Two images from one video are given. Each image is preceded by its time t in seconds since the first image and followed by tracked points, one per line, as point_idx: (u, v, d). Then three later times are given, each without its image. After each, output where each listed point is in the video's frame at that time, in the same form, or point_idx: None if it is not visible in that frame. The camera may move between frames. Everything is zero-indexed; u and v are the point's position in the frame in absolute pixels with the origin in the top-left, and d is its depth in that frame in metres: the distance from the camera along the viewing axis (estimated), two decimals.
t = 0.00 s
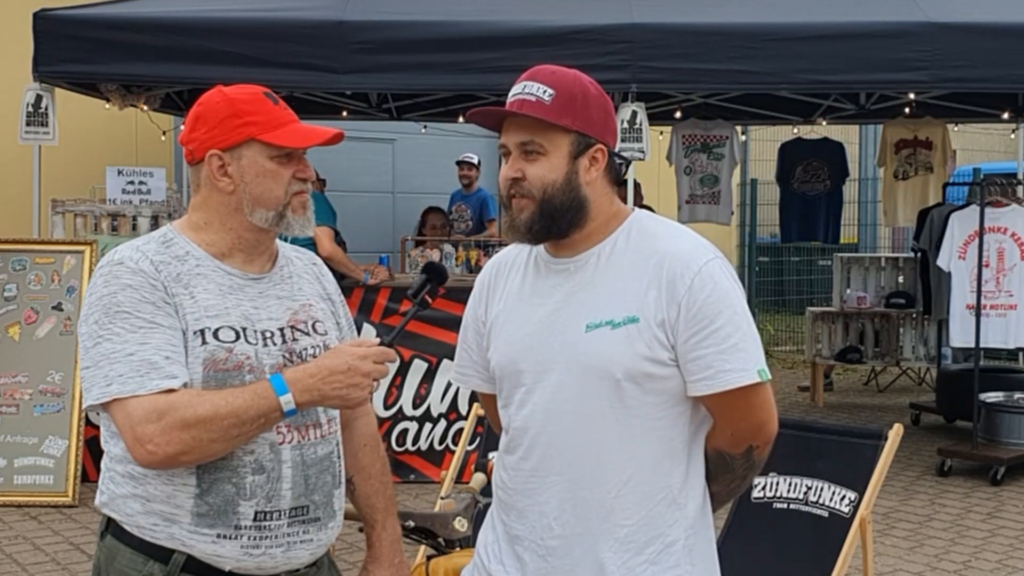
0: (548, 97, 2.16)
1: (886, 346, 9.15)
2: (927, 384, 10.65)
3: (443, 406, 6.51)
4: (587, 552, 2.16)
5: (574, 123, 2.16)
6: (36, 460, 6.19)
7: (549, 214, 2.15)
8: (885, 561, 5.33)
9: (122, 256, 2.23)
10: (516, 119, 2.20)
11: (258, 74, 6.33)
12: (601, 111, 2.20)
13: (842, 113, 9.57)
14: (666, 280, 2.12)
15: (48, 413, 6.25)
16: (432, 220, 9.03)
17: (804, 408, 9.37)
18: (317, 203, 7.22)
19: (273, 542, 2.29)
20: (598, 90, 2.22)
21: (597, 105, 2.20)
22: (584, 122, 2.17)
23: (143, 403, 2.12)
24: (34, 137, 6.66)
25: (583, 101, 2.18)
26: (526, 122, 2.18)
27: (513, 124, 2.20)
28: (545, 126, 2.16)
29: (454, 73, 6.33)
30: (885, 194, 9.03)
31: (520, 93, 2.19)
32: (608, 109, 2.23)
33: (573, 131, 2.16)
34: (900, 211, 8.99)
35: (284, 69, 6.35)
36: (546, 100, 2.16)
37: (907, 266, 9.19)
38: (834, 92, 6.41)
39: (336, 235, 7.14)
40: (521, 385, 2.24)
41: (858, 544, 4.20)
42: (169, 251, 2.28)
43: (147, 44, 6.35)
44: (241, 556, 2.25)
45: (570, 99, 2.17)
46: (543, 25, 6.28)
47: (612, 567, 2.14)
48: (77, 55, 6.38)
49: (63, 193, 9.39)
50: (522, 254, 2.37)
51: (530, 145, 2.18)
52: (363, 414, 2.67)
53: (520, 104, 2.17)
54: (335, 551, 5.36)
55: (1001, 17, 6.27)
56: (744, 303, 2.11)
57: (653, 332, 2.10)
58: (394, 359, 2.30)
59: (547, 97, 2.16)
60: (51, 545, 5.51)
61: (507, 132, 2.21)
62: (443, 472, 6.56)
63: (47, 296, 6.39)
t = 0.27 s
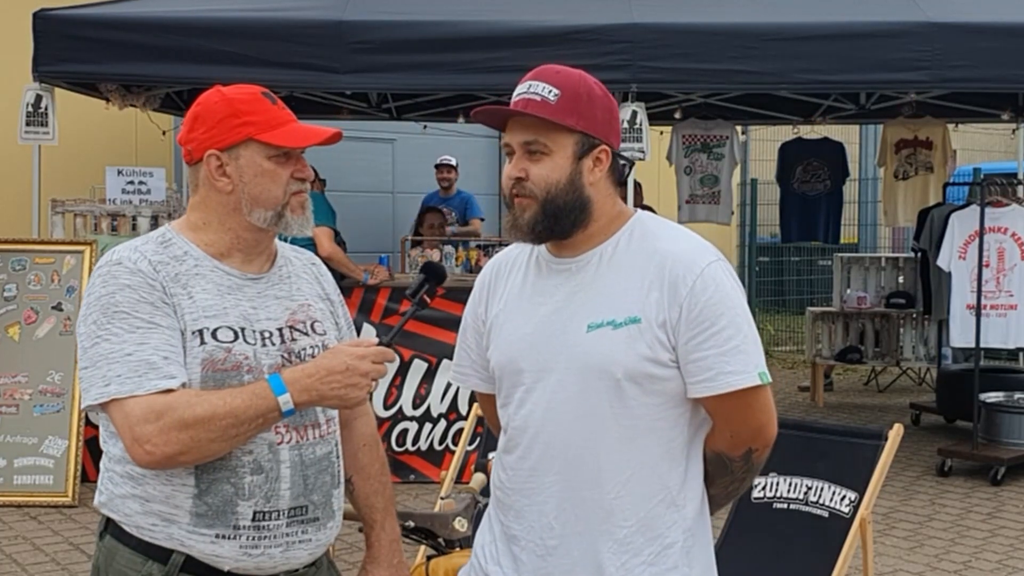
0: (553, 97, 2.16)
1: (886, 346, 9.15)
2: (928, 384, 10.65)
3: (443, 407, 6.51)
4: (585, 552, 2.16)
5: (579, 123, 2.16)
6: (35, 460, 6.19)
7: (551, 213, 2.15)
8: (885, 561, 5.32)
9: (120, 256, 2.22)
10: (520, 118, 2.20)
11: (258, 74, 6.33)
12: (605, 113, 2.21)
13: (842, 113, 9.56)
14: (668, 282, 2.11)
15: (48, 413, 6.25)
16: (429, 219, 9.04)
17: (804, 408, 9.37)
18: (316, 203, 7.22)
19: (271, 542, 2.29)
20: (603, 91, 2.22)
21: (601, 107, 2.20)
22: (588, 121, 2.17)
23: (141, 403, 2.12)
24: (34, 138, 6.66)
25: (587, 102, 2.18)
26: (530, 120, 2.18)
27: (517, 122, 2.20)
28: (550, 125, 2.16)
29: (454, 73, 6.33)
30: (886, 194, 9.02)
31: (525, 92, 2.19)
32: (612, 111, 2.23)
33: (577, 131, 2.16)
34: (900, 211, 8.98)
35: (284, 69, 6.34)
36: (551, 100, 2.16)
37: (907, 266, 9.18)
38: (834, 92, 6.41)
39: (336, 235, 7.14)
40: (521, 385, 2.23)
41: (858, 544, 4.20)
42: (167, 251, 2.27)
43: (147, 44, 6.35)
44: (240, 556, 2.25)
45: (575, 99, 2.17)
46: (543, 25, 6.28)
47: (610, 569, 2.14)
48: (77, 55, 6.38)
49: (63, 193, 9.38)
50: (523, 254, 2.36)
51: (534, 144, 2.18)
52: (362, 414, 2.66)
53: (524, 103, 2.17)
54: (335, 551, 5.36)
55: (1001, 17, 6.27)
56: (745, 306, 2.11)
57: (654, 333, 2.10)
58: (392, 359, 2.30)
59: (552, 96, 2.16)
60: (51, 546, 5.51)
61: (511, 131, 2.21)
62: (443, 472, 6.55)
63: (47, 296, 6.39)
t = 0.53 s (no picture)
0: (563, 90, 2.16)
1: (886, 346, 9.15)
2: (928, 384, 10.64)
3: (443, 407, 6.50)
4: (582, 553, 2.15)
5: (586, 118, 2.16)
6: (35, 460, 6.19)
7: (553, 207, 2.15)
8: (886, 561, 5.32)
9: (119, 256, 2.22)
10: (528, 111, 2.20)
11: (258, 74, 6.32)
12: (613, 111, 2.20)
13: (842, 113, 9.56)
14: (667, 284, 2.11)
15: (48, 413, 6.25)
16: (428, 219, 9.03)
17: (804, 408, 9.36)
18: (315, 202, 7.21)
19: (271, 542, 2.28)
20: (611, 89, 2.22)
21: (609, 104, 2.20)
22: (596, 118, 2.17)
23: (140, 403, 2.11)
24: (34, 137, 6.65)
25: (595, 98, 2.18)
26: (538, 113, 2.18)
27: (524, 115, 2.20)
28: (557, 119, 2.16)
29: (454, 73, 6.32)
30: (886, 194, 9.01)
31: (534, 85, 2.19)
32: (620, 110, 2.23)
33: (584, 126, 2.16)
34: (901, 211, 8.98)
35: (284, 69, 6.34)
36: (560, 94, 2.15)
37: (908, 266, 9.18)
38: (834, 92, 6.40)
39: (335, 235, 7.13)
40: (520, 385, 2.23)
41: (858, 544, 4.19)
42: (166, 251, 2.27)
43: (147, 43, 6.35)
44: (239, 556, 2.24)
45: (583, 95, 2.17)
46: (543, 25, 6.27)
47: (608, 569, 2.13)
48: (77, 55, 6.37)
49: (63, 193, 9.38)
50: (523, 252, 2.36)
51: (540, 137, 2.18)
52: (361, 414, 2.66)
53: (532, 95, 2.17)
54: (335, 551, 5.36)
55: (1002, 17, 6.26)
56: (744, 308, 2.10)
57: (654, 334, 2.10)
58: (391, 359, 2.29)
59: (561, 90, 2.16)
60: (50, 546, 5.50)
61: (519, 124, 2.21)
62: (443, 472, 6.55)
63: (47, 296, 6.38)
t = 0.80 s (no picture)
0: (561, 88, 2.16)
1: (886, 346, 9.14)
2: (928, 384, 10.64)
3: (443, 407, 6.50)
4: (584, 552, 2.15)
5: (584, 116, 2.15)
6: (35, 460, 6.19)
7: (551, 205, 2.15)
8: (886, 561, 5.31)
9: (117, 256, 2.22)
10: (526, 109, 2.20)
11: (258, 73, 6.32)
12: (612, 109, 2.20)
13: (842, 113, 9.55)
14: (667, 282, 2.11)
15: (48, 413, 6.25)
16: (428, 219, 9.03)
17: (804, 408, 9.35)
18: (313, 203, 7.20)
19: (270, 541, 2.28)
20: (610, 88, 2.22)
21: (608, 102, 2.20)
22: (594, 116, 2.17)
23: (138, 403, 2.11)
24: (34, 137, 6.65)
25: (594, 96, 2.18)
26: (536, 111, 2.18)
27: (523, 114, 2.20)
28: (555, 116, 2.16)
29: (454, 73, 6.32)
30: (886, 194, 9.00)
31: (532, 84, 2.19)
32: (619, 108, 2.23)
33: (582, 124, 2.16)
34: (901, 211, 8.97)
35: (284, 69, 6.34)
36: (557, 92, 2.15)
37: (908, 266, 9.18)
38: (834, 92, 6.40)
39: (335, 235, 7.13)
40: (520, 385, 2.23)
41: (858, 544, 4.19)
42: (164, 251, 2.27)
43: (147, 43, 6.35)
44: (238, 556, 2.24)
45: (581, 93, 2.16)
46: (543, 25, 6.27)
47: (610, 568, 2.13)
48: (77, 55, 6.37)
49: (63, 193, 9.38)
50: (522, 253, 2.36)
51: (538, 135, 2.18)
52: (360, 414, 2.66)
53: (530, 94, 2.17)
54: (335, 551, 5.35)
55: (1002, 17, 6.26)
56: (744, 305, 2.10)
57: (653, 332, 2.09)
58: (390, 359, 2.29)
59: (559, 88, 2.16)
60: (50, 546, 5.50)
61: (517, 122, 2.21)
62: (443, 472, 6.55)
63: (46, 296, 6.38)
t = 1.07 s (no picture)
0: (556, 87, 2.16)
1: (886, 346, 9.14)
2: (928, 384, 10.63)
3: (443, 407, 6.50)
4: (592, 551, 2.15)
5: (581, 113, 2.15)
6: (35, 460, 6.19)
7: (550, 204, 2.15)
8: (886, 561, 5.31)
9: (115, 256, 2.22)
10: (523, 108, 2.19)
11: (257, 73, 6.32)
12: (609, 106, 2.20)
13: (842, 112, 9.53)
14: (667, 278, 2.10)
15: (47, 413, 6.24)
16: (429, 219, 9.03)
17: (805, 408, 9.35)
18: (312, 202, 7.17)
19: (269, 541, 2.28)
20: (606, 86, 2.22)
21: (604, 99, 2.19)
22: (591, 113, 2.17)
23: (135, 403, 2.11)
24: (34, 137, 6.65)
25: (590, 94, 2.18)
26: (532, 111, 2.18)
27: (519, 113, 2.20)
28: (551, 115, 2.16)
29: (454, 73, 6.31)
30: (887, 194, 9.00)
31: (528, 84, 2.18)
32: (615, 105, 2.23)
33: (579, 121, 2.16)
34: (901, 211, 8.97)
35: (283, 69, 6.34)
36: (553, 91, 2.15)
37: (908, 266, 9.18)
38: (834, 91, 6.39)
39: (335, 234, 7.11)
40: (524, 385, 2.22)
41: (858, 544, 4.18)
42: (162, 251, 2.27)
43: (147, 43, 6.34)
44: (237, 556, 2.24)
45: (577, 91, 2.16)
46: (543, 25, 6.27)
47: (617, 567, 2.13)
48: (77, 55, 6.37)
49: (62, 193, 9.38)
50: (523, 253, 2.36)
51: (535, 134, 2.17)
52: (359, 414, 2.66)
53: (527, 93, 2.17)
54: (335, 551, 5.35)
55: (1002, 17, 6.25)
56: (745, 300, 2.10)
57: (655, 329, 2.09)
58: (388, 358, 2.29)
59: (554, 87, 2.15)
60: (50, 546, 5.50)
61: (514, 122, 2.20)
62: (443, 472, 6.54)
63: (46, 296, 6.38)
